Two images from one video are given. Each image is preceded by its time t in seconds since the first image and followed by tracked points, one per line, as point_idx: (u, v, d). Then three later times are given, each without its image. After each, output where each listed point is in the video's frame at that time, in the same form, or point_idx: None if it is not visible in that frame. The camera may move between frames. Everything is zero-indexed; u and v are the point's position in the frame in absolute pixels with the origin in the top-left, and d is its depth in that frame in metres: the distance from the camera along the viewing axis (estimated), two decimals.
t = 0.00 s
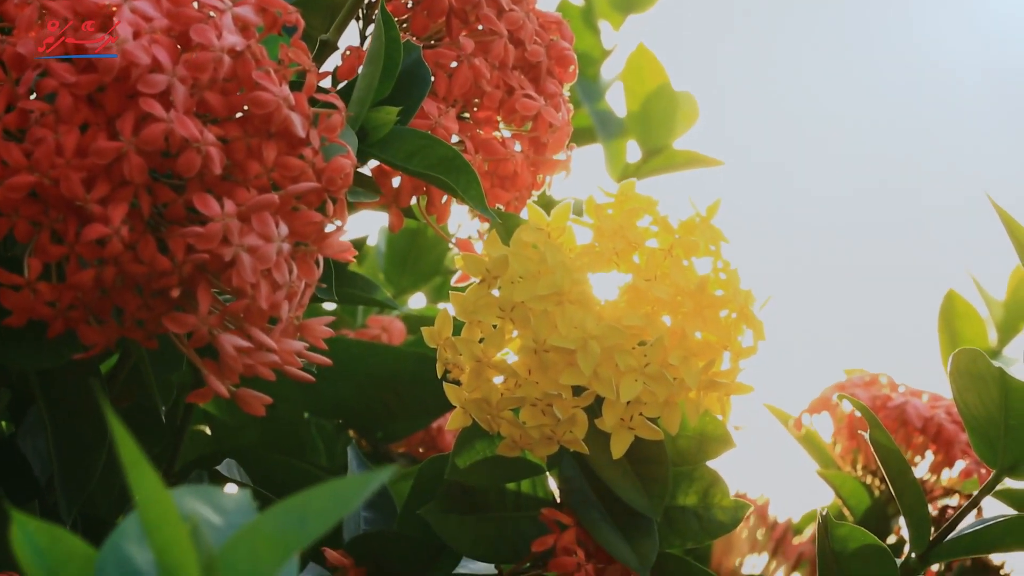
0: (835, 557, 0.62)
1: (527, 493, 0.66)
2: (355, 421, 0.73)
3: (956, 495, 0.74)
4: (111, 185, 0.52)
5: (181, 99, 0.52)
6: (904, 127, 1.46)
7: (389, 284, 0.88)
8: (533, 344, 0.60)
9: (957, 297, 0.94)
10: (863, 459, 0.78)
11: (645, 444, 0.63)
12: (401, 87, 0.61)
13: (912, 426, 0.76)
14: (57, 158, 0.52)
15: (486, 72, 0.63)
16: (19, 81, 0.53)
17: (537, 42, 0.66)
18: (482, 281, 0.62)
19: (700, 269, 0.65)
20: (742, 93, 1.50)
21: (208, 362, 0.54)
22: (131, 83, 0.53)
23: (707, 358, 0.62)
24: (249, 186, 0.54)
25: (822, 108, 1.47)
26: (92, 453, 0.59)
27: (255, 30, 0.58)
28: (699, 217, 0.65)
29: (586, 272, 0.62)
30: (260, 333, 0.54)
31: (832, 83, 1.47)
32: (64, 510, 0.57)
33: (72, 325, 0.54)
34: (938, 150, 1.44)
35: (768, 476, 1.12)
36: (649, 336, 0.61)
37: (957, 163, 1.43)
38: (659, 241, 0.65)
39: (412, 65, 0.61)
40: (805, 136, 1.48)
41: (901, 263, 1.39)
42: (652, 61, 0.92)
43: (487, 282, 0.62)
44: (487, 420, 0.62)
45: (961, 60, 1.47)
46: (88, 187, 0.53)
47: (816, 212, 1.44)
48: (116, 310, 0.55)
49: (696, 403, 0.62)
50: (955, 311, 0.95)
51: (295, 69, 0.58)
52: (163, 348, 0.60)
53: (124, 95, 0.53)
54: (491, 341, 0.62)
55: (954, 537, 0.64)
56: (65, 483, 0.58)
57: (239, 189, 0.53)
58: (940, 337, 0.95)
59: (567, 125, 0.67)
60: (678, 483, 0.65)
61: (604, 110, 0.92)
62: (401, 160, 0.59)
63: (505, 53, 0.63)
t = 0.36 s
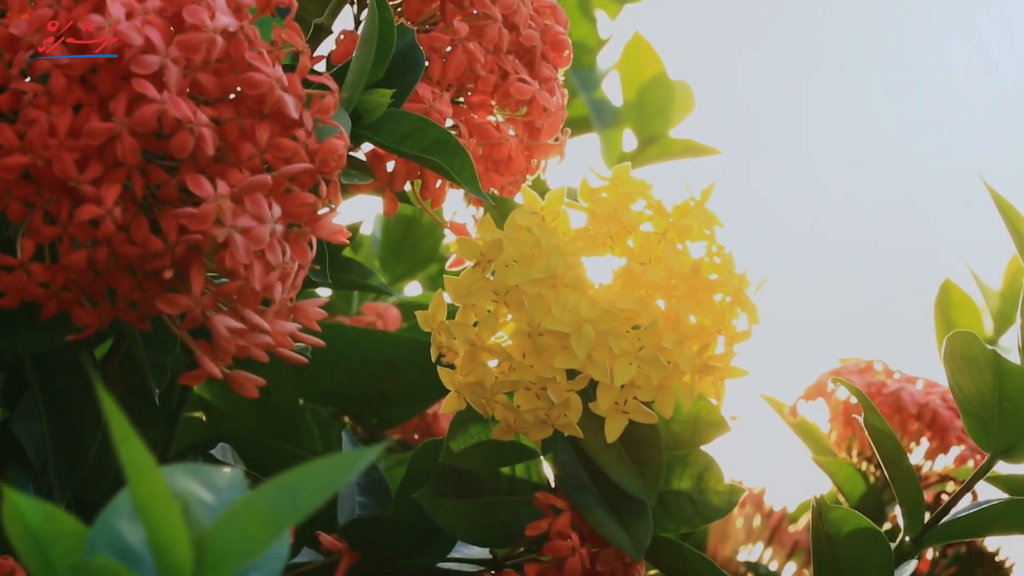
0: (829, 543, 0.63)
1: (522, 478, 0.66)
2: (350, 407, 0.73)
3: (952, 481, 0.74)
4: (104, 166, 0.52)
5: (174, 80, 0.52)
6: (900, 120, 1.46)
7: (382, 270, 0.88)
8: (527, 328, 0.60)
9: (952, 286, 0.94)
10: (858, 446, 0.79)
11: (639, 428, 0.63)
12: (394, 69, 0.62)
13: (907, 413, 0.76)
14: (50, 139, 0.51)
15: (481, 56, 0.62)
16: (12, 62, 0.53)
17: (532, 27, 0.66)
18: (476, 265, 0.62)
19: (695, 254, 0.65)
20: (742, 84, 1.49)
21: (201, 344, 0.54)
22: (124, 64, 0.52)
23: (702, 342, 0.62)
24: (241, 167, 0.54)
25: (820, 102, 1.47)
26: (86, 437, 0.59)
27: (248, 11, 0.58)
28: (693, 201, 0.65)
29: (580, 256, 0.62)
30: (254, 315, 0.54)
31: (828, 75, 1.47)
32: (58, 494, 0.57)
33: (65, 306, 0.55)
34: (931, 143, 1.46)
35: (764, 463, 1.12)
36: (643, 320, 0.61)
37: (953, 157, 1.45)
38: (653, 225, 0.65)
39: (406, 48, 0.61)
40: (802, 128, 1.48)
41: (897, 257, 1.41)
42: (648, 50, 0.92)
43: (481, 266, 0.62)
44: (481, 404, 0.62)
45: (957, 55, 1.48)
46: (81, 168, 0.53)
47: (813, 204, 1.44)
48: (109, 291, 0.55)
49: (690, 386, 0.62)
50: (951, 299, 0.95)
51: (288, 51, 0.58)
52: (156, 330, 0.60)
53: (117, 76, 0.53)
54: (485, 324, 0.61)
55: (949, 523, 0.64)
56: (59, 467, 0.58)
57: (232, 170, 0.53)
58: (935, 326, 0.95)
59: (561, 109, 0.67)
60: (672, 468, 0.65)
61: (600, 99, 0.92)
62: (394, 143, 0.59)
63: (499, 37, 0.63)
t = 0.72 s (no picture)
0: (823, 528, 0.63)
1: (515, 463, 0.66)
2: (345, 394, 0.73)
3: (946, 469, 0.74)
4: (97, 148, 0.52)
5: (167, 62, 0.52)
6: (896, 113, 1.46)
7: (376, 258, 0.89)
8: (521, 312, 0.60)
9: (948, 276, 0.94)
10: (853, 433, 0.79)
11: (633, 413, 0.63)
12: (387, 52, 0.62)
13: (902, 399, 0.76)
14: (43, 121, 0.51)
15: (474, 41, 0.62)
16: (4, 44, 0.53)
17: (526, 12, 0.67)
18: (470, 249, 0.62)
19: (689, 238, 0.65)
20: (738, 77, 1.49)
21: (194, 326, 0.54)
22: (117, 46, 0.52)
23: (695, 325, 0.62)
24: (234, 149, 0.54)
25: (815, 96, 1.47)
26: (80, 422, 0.59)
27: None
28: (686, 185, 0.65)
29: (574, 240, 0.62)
30: (247, 297, 0.54)
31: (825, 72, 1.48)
32: (52, 478, 0.57)
33: (58, 288, 0.54)
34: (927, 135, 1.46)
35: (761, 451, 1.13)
36: (637, 304, 0.61)
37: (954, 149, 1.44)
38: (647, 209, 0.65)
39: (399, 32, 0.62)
40: (799, 121, 1.48)
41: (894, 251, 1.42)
42: (642, 39, 0.92)
43: (475, 251, 0.62)
44: (474, 388, 0.62)
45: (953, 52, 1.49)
46: (74, 150, 0.53)
47: (810, 197, 1.44)
48: (103, 274, 0.55)
49: (684, 371, 0.62)
50: (946, 288, 0.94)
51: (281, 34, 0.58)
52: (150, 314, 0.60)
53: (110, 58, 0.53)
54: (479, 309, 0.61)
55: (943, 507, 0.64)
56: (53, 452, 0.58)
57: (225, 153, 0.53)
58: (931, 314, 0.95)
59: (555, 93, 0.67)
60: (666, 451, 0.65)
61: (595, 89, 0.93)
62: (388, 126, 0.59)
63: (493, 22, 0.63)
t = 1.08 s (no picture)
0: (817, 514, 0.63)
1: (510, 447, 0.66)
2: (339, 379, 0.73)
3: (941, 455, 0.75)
4: (90, 129, 0.52)
5: (160, 43, 0.52)
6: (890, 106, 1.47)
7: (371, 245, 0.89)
8: (515, 295, 0.60)
9: (944, 264, 0.94)
10: (848, 419, 0.80)
11: (627, 396, 0.63)
12: (379, 35, 0.62)
13: (896, 384, 0.76)
14: (36, 101, 0.51)
15: (468, 24, 0.62)
16: None
17: None
18: (464, 233, 0.62)
19: (683, 221, 0.65)
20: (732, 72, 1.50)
21: (187, 307, 0.55)
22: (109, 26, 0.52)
23: (690, 309, 0.62)
24: (227, 130, 0.54)
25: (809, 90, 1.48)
26: (74, 405, 0.59)
27: None
28: (680, 168, 0.65)
29: (568, 223, 0.61)
30: (240, 278, 0.54)
31: (820, 64, 1.49)
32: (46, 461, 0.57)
33: (51, 270, 0.54)
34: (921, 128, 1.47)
35: (757, 437, 1.13)
36: (631, 287, 0.61)
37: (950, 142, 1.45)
38: (641, 192, 0.65)
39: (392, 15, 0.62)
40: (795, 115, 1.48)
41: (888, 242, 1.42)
42: (639, 27, 0.92)
43: (469, 234, 0.62)
44: (468, 371, 0.62)
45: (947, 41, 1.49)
46: (67, 131, 0.53)
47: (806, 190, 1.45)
48: (96, 255, 0.56)
49: (678, 354, 0.62)
50: (943, 277, 0.94)
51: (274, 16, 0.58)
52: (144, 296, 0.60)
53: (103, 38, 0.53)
54: (472, 292, 0.61)
55: (936, 490, 0.64)
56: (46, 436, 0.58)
57: (218, 133, 0.53)
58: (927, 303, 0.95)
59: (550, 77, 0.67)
60: (660, 435, 0.65)
61: (592, 77, 0.93)
62: (381, 108, 0.59)
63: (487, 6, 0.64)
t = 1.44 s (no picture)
0: (813, 500, 0.63)
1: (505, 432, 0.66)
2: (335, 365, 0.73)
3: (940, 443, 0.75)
4: (83, 111, 0.52)
5: (153, 25, 0.52)
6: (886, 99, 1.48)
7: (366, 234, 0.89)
8: (509, 280, 0.60)
9: (940, 253, 0.94)
10: (844, 407, 0.79)
11: (622, 381, 0.63)
12: (374, 20, 0.62)
13: (892, 371, 0.77)
14: (29, 83, 0.51)
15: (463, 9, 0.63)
16: None
17: None
18: (458, 217, 0.62)
19: (678, 206, 0.65)
20: (730, 66, 1.50)
21: (181, 290, 0.55)
22: (104, 9, 0.53)
23: (684, 293, 0.62)
24: (221, 112, 0.54)
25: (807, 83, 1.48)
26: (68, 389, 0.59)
27: None
28: (675, 153, 0.65)
29: (563, 208, 0.61)
30: (234, 261, 0.54)
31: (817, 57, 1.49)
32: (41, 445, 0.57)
33: (45, 252, 0.54)
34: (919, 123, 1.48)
35: (755, 430, 1.13)
36: (626, 272, 0.61)
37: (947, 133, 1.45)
38: (636, 177, 0.65)
39: None
40: (792, 108, 1.48)
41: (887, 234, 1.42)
42: (635, 17, 0.93)
43: (463, 219, 0.62)
44: (463, 356, 0.62)
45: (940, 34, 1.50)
46: (60, 113, 0.53)
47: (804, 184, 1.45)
48: (90, 238, 0.56)
49: (672, 339, 0.62)
50: (938, 266, 0.94)
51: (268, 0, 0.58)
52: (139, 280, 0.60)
53: (97, 21, 0.53)
54: (466, 277, 0.61)
55: (931, 475, 0.64)
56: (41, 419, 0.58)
57: (212, 116, 0.53)
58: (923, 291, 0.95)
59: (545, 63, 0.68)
60: (655, 420, 0.65)
61: (587, 67, 0.94)
62: (375, 92, 0.59)
63: None
